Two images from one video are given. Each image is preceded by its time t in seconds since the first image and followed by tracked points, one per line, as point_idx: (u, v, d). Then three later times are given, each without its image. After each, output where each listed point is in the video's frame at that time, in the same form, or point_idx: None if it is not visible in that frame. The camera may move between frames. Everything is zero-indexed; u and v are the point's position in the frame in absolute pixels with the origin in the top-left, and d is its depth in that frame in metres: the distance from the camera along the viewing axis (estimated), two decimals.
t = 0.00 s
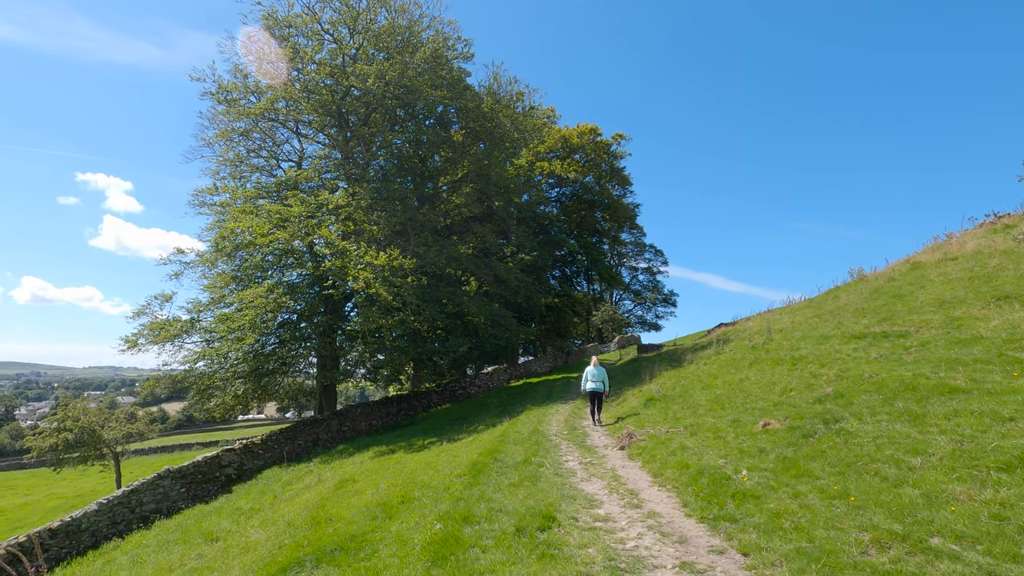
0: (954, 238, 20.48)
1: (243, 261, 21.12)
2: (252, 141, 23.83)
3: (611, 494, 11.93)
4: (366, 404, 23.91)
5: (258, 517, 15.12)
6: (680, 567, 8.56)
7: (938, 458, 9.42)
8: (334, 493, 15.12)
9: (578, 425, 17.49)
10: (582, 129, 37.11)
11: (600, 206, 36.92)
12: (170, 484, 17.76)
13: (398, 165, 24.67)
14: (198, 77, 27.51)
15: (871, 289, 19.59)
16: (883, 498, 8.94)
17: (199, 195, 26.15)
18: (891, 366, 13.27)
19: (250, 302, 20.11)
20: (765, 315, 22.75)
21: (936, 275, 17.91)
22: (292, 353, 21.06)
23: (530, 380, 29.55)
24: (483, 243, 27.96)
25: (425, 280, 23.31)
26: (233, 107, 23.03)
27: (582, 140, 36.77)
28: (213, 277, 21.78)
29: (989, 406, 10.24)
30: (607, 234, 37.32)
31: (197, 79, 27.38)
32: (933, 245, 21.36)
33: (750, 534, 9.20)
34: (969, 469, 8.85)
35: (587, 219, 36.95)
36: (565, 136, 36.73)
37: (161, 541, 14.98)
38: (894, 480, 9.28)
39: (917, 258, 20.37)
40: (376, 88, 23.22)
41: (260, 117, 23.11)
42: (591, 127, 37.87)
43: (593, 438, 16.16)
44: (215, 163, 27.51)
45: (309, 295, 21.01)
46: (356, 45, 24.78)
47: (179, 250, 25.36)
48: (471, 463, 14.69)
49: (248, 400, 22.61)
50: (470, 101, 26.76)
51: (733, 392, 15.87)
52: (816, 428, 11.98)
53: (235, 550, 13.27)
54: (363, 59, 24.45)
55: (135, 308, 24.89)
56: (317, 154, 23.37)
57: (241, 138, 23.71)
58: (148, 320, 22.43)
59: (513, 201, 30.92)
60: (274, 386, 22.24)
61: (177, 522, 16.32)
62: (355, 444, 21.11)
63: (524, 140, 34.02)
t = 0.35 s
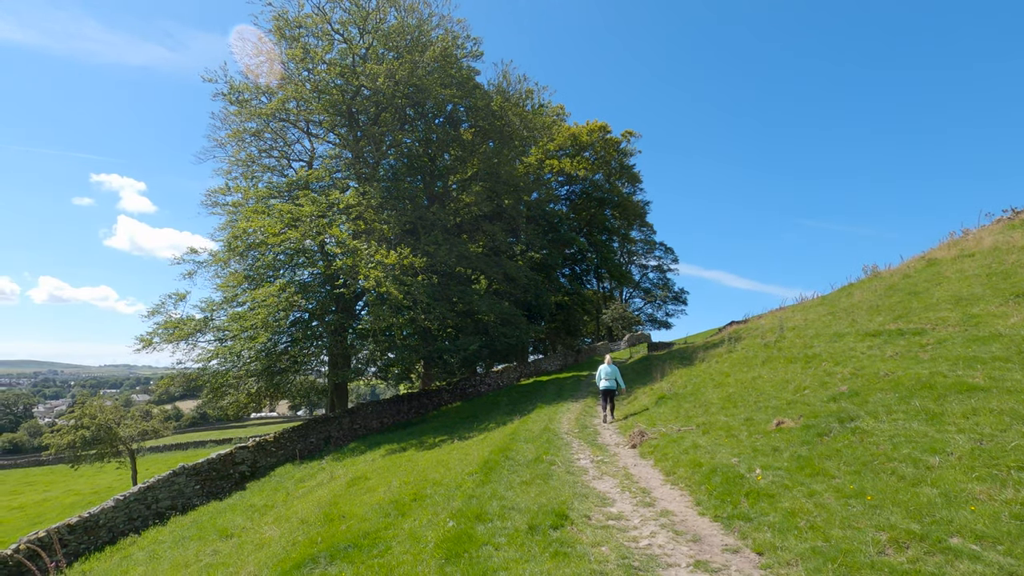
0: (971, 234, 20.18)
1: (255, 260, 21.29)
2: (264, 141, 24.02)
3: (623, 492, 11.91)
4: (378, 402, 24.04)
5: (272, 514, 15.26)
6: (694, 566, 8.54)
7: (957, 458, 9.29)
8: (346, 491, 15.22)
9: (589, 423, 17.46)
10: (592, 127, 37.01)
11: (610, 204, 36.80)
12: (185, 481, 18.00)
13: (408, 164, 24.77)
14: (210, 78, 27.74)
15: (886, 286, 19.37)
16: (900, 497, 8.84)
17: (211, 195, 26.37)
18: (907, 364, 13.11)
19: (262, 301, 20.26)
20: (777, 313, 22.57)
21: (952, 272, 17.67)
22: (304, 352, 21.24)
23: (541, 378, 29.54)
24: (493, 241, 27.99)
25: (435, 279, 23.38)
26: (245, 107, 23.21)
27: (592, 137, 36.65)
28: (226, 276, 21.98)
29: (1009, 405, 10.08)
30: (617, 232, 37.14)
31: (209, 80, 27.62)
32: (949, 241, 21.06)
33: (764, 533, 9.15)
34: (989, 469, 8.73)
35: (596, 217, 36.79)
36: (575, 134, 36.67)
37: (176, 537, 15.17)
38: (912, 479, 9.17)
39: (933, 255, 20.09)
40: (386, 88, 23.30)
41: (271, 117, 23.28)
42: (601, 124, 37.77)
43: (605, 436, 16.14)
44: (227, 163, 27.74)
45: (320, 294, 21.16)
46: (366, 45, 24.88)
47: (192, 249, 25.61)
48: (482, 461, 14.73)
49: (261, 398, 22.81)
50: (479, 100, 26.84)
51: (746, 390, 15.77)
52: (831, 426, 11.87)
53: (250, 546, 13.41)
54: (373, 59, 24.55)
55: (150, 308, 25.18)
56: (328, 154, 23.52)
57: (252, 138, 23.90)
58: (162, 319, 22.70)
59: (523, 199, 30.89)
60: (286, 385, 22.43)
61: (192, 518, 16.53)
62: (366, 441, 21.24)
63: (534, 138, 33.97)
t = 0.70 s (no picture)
0: (1015, 222, 19.35)
1: (284, 257, 21.74)
2: (291, 140, 24.47)
3: (651, 486, 11.86)
4: (404, 396, 24.38)
5: (303, 505, 15.66)
6: (724, 561, 8.47)
7: (1000, 454, 8.98)
8: (375, 483, 15.52)
9: (615, 417, 17.40)
10: (616, 118, 36.65)
11: (634, 196, 36.42)
12: (220, 472, 18.58)
13: (432, 160, 24.97)
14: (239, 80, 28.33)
15: (923, 277, 18.75)
16: (939, 494, 8.60)
17: (241, 194, 27.00)
18: (946, 357, 12.69)
19: (291, 297, 20.70)
20: (808, 306, 22.06)
21: (994, 261, 16.99)
22: (332, 346, 21.71)
23: (565, 373, 29.50)
24: (517, 236, 28.01)
25: (460, 274, 23.53)
26: (272, 107, 23.65)
27: (616, 129, 36.30)
28: (256, 273, 22.50)
29: None
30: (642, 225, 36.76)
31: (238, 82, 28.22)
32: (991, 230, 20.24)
33: (797, 529, 9.01)
34: None
35: (621, 210, 36.52)
36: (598, 127, 36.39)
37: (213, 526, 15.71)
38: (952, 476, 8.90)
39: (973, 244, 19.34)
40: (409, 84, 23.46)
41: (298, 116, 23.69)
42: (625, 116, 37.41)
43: (631, 430, 16.07)
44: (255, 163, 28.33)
45: (347, 290, 21.49)
46: (389, 42, 25.07)
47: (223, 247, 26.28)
48: (508, 454, 14.82)
49: (291, 392, 23.35)
50: (502, 94, 26.84)
51: (776, 384, 15.50)
52: (865, 421, 11.59)
53: (283, 536, 13.80)
54: (396, 56, 24.73)
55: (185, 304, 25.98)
56: (353, 152, 23.86)
57: (280, 138, 24.37)
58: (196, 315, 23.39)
59: (546, 193, 30.77)
60: (315, 379, 22.92)
61: (228, 508, 17.08)
62: (393, 435, 21.56)
63: (557, 131, 33.76)
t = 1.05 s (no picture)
0: None
1: (305, 255, 22.08)
2: (311, 139, 24.80)
3: (672, 483, 11.80)
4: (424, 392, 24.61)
5: (326, 498, 15.95)
6: (747, 558, 8.41)
7: None
8: (397, 477, 15.74)
9: (635, 414, 17.32)
10: (634, 113, 36.82)
11: (653, 191, 36.11)
12: (245, 466, 19.01)
13: (450, 157, 25.19)
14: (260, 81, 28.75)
15: (952, 270, 18.25)
16: (970, 492, 8.41)
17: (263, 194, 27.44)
18: (978, 353, 12.35)
19: (312, 295, 21.02)
20: (832, 300, 21.64)
21: None
22: (353, 342, 22.07)
23: (584, 369, 29.41)
24: (535, 232, 28.00)
25: (479, 270, 23.65)
26: (292, 107, 23.98)
27: (633, 124, 36.43)
28: (278, 271, 22.89)
29: None
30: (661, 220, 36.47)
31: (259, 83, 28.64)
32: None
33: (821, 526, 8.89)
34: None
35: (639, 204, 36.26)
36: (617, 121, 36.31)
37: (239, 519, 16.11)
38: (984, 474, 8.68)
39: (1007, 236, 18.73)
40: (426, 82, 23.58)
41: (317, 115, 23.99)
42: (644, 110, 37.36)
43: (651, 426, 16.00)
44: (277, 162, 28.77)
45: (367, 287, 21.73)
46: (407, 40, 25.20)
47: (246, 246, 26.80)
48: (528, 450, 14.88)
49: (313, 388, 23.73)
50: (520, 90, 26.84)
51: (800, 380, 15.26)
52: (892, 418, 11.36)
53: (307, 529, 14.08)
54: (413, 54, 24.85)
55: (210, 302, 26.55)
56: (372, 150, 24.13)
57: (300, 137, 24.71)
58: (221, 312, 23.90)
59: (564, 189, 30.64)
60: (337, 375, 23.28)
61: (253, 502, 17.49)
62: (414, 430, 21.78)
63: (575, 127, 33.59)
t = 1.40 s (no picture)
0: None
1: (326, 253, 22.39)
2: (330, 138, 25.09)
3: (693, 479, 11.72)
4: (443, 389, 24.81)
5: (348, 492, 16.22)
6: (771, 555, 8.33)
7: None
8: (417, 473, 15.92)
9: (655, 410, 17.23)
10: (653, 107, 36.56)
11: (673, 185, 35.74)
12: (269, 460, 19.42)
13: (467, 154, 25.40)
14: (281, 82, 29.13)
15: (984, 264, 17.73)
16: (1003, 491, 8.19)
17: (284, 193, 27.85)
18: (1011, 348, 11.99)
19: (333, 292, 21.30)
20: (858, 295, 21.20)
21: None
22: (373, 339, 22.49)
23: (603, 365, 29.30)
24: (553, 228, 27.95)
25: (497, 267, 23.75)
26: (312, 107, 24.28)
27: (652, 118, 36.13)
28: (300, 268, 23.24)
29: None
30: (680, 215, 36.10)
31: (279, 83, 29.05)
32: None
33: (847, 525, 8.76)
34: None
35: (658, 199, 35.93)
36: (635, 116, 36.04)
37: (264, 512, 16.48)
38: (1018, 472, 8.44)
39: None
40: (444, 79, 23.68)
41: (337, 114, 24.25)
42: (662, 104, 37.01)
43: (671, 422, 15.91)
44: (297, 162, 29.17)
45: (386, 284, 21.94)
46: (424, 38, 25.30)
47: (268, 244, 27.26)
48: (548, 446, 14.92)
49: (334, 384, 24.09)
50: (537, 86, 26.80)
51: (824, 376, 15.00)
52: (921, 415, 11.10)
53: (330, 522, 14.34)
54: (431, 51, 24.93)
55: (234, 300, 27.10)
56: (390, 148, 24.32)
57: (320, 136, 25.02)
58: (244, 310, 24.36)
59: (582, 184, 30.50)
60: (358, 371, 23.62)
61: (277, 495, 17.86)
62: (433, 426, 21.97)
63: (593, 122, 33.38)
